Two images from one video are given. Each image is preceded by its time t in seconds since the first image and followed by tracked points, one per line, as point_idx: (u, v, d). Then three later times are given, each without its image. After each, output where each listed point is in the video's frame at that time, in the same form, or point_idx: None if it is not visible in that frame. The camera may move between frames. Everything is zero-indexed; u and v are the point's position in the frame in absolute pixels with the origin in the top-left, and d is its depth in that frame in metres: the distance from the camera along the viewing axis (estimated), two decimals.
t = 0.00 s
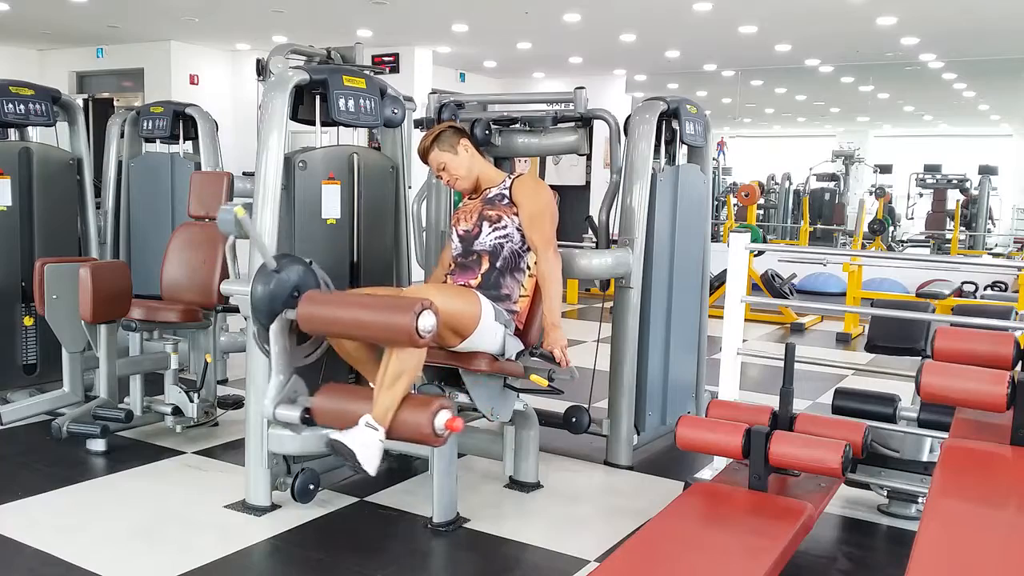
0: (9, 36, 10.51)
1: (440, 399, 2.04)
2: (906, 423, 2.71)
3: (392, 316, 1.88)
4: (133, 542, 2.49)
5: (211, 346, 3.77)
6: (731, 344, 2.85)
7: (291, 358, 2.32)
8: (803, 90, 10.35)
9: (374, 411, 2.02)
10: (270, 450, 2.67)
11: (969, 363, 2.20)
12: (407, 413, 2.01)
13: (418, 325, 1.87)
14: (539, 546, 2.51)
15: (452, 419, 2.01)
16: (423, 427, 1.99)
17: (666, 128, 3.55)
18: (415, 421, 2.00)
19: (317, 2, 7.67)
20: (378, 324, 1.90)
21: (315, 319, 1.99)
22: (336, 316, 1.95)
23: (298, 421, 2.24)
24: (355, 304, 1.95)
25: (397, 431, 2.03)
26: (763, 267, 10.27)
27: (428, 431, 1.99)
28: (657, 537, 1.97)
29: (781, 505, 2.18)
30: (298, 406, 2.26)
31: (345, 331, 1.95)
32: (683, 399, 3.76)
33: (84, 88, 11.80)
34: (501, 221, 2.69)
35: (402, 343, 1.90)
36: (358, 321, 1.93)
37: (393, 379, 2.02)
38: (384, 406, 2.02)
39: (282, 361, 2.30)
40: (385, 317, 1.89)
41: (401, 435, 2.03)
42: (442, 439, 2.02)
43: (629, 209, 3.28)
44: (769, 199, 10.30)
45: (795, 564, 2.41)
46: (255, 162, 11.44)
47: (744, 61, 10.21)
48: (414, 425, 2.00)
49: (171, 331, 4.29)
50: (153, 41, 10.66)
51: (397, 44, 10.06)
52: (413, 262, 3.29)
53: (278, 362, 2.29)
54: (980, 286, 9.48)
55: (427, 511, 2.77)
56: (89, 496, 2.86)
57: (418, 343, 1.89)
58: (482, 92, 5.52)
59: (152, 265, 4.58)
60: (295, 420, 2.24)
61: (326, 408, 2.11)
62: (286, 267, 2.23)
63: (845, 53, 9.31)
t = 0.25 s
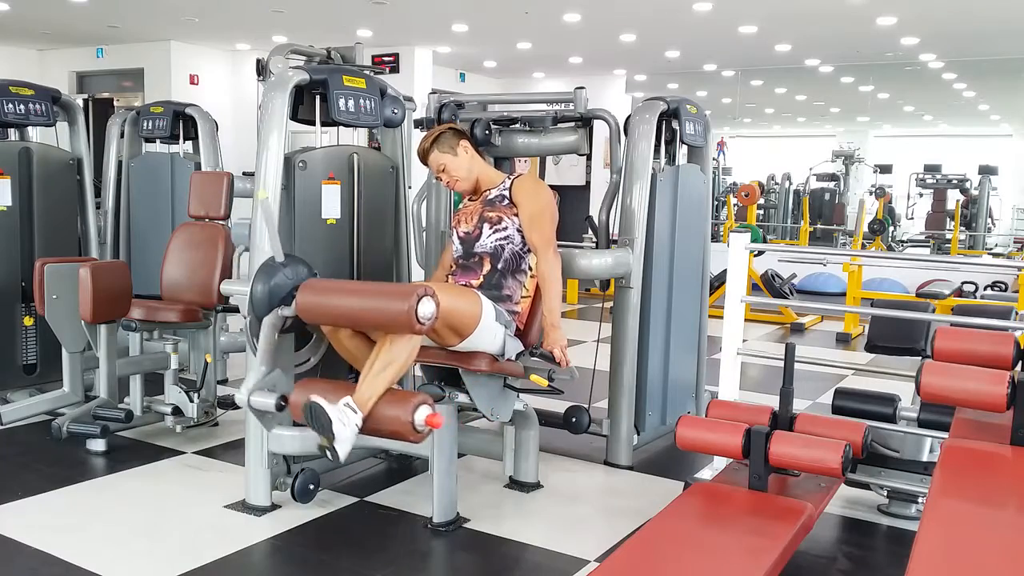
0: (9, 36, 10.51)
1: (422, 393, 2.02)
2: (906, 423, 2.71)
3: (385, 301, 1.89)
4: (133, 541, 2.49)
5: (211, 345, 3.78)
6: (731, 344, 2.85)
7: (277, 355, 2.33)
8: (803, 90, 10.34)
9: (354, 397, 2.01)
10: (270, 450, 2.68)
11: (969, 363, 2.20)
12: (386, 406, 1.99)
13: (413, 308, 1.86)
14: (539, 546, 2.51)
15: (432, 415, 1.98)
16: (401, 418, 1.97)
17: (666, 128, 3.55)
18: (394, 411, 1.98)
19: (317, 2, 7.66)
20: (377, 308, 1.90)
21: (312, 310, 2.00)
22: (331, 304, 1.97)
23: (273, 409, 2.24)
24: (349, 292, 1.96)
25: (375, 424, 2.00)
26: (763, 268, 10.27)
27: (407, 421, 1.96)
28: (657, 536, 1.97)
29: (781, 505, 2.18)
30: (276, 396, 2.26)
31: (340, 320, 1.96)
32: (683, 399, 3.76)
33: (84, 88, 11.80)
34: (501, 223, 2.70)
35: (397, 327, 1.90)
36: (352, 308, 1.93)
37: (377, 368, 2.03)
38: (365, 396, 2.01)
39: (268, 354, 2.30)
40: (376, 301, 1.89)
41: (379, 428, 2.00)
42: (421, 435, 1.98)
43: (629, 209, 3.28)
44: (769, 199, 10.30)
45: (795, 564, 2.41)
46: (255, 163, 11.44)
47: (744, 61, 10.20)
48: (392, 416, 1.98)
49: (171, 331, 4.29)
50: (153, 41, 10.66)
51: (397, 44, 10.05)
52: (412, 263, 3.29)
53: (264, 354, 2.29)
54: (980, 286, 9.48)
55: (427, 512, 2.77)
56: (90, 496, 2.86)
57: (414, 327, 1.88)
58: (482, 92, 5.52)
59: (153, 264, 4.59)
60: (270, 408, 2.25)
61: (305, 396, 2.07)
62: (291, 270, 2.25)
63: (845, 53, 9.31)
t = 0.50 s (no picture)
0: (9, 36, 10.51)
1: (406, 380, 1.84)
2: (906, 423, 2.71)
3: (388, 289, 1.77)
4: (132, 541, 2.49)
5: (211, 345, 3.81)
6: (731, 344, 2.86)
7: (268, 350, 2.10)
8: (803, 90, 10.35)
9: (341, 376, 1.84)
10: (270, 449, 2.68)
11: (969, 363, 2.20)
12: (371, 389, 1.83)
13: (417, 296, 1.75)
14: (539, 545, 2.51)
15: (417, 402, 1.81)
16: (385, 407, 1.79)
17: (666, 128, 3.55)
18: (379, 398, 1.80)
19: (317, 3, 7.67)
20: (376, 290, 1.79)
21: (306, 297, 1.89)
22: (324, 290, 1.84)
23: (253, 387, 1.99)
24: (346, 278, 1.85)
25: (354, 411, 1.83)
26: (763, 268, 10.27)
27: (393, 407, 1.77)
28: (657, 536, 1.97)
29: (781, 505, 2.18)
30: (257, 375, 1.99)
31: (336, 307, 1.84)
32: (683, 398, 3.76)
33: (84, 88, 11.81)
34: (499, 225, 2.70)
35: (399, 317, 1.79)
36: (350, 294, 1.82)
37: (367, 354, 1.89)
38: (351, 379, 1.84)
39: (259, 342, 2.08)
40: (380, 289, 1.78)
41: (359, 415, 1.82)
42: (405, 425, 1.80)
43: (629, 209, 3.28)
44: (769, 199, 10.30)
45: (795, 564, 2.41)
46: (255, 162, 11.44)
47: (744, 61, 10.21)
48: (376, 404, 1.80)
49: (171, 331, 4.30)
50: (153, 41, 10.66)
51: (397, 44, 10.06)
52: (412, 263, 3.30)
53: (252, 343, 2.06)
54: (980, 286, 9.48)
55: (427, 512, 2.77)
56: (90, 496, 2.86)
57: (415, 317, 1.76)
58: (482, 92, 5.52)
59: (153, 265, 4.59)
60: (249, 388, 2.00)
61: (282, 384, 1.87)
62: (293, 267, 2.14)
63: (845, 53, 9.31)
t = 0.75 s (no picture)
0: (9, 36, 10.51)
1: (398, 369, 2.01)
2: (906, 423, 2.71)
3: (387, 285, 1.89)
4: (133, 541, 2.49)
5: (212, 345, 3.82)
6: (731, 344, 2.85)
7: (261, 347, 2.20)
8: (803, 90, 10.35)
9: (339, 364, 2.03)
10: (270, 449, 2.68)
11: (969, 363, 2.20)
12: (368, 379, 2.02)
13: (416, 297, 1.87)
14: (539, 545, 2.51)
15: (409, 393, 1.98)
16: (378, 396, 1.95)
17: (666, 128, 3.55)
18: (372, 388, 1.97)
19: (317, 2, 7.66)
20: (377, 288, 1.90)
21: (308, 292, 2.00)
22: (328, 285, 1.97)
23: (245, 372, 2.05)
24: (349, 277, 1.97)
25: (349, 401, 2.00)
26: (763, 268, 10.27)
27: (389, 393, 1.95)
28: (657, 537, 1.97)
29: (781, 506, 2.18)
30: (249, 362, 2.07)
31: (337, 300, 1.96)
32: (683, 398, 3.76)
33: (84, 88, 11.80)
34: (494, 226, 2.69)
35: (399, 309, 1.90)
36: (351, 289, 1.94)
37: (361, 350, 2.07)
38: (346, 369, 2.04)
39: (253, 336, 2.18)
40: (380, 286, 1.89)
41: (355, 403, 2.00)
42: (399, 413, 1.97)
43: (629, 209, 3.28)
44: (769, 199, 10.29)
45: (795, 564, 2.41)
46: (255, 162, 11.43)
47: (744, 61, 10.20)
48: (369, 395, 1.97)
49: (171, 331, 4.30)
50: (153, 41, 10.66)
51: (397, 44, 10.06)
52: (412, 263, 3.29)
53: (246, 334, 2.15)
54: (980, 287, 9.47)
55: (427, 512, 2.77)
56: (90, 496, 2.87)
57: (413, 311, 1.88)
58: (482, 92, 5.51)
59: (153, 265, 4.59)
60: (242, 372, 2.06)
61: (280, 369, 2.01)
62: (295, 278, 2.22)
63: (845, 53, 9.31)
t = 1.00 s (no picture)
0: (9, 36, 10.51)
1: (394, 362, 2.00)
2: (906, 423, 2.71)
3: (389, 281, 1.87)
4: (132, 541, 2.49)
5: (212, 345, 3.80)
6: (731, 344, 2.86)
7: (259, 342, 2.21)
8: (803, 90, 10.35)
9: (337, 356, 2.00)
10: (270, 449, 2.68)
11: (969, 363, 2.20)
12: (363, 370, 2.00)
13: (418, 293, 1.85)
14: (539, 546, 2.51)
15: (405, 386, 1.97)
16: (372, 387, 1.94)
17: (666, 128, 3.55)
18: (368, 380, 1.95)
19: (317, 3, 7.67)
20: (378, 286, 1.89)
21: (309, 288, 1.98)
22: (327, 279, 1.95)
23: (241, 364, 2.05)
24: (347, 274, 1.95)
25: (343, 394, 1.97)
26: (763, 268, 10.27)
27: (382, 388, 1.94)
28: (657, 536, 1.97)
29: (781, 506, 2.18)
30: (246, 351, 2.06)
31: (337, 298, 1.94)
32: (683, 399, 3.76)
33: (84, 88, 11.81)
34: (490, 227, 2.68)
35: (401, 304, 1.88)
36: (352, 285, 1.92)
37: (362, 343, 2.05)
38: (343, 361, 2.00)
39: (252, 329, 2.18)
40: (382, 282, 1.87)
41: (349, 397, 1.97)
42: (394, 408, 1.96)
43: (629, 210, 3.28)
44: (769, 199, 10.29)
45: (795, 564, 2.41)
46: (255, 162, 11.44)
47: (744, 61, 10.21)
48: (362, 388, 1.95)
49: (171, 331, 4.30)
50: (154, 41, 10.66)
51: (397, 44, 10.06)
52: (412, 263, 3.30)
53: (245, 329, 2.16)
54: (980, 287, 9.47)
55: (427, 511, 2.77)
56: (90, 495, 2.87)
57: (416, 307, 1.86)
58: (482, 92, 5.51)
59: (153, 265, 4.59)
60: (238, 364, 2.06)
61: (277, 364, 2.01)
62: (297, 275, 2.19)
63: (845, 53, 9.31)
